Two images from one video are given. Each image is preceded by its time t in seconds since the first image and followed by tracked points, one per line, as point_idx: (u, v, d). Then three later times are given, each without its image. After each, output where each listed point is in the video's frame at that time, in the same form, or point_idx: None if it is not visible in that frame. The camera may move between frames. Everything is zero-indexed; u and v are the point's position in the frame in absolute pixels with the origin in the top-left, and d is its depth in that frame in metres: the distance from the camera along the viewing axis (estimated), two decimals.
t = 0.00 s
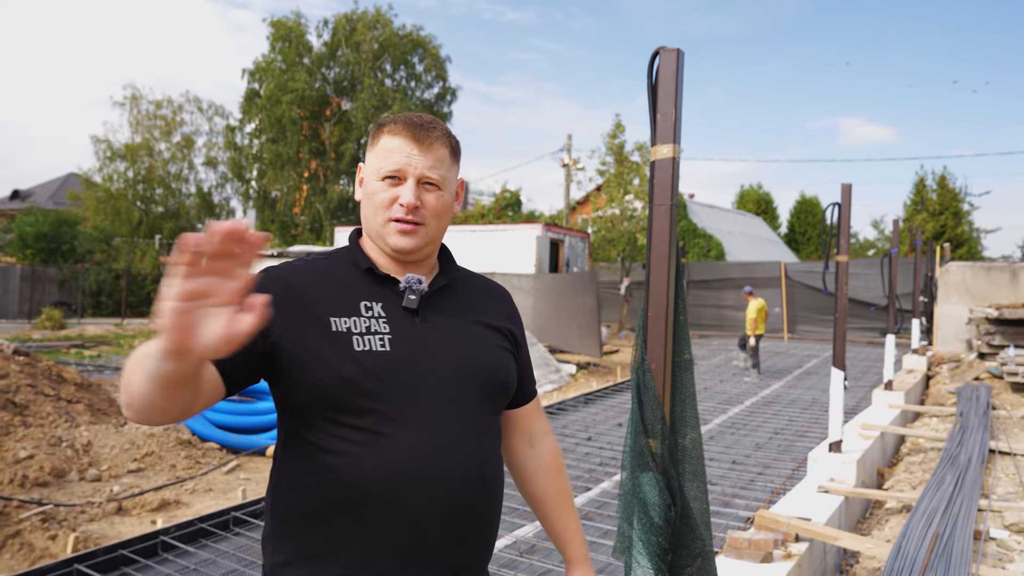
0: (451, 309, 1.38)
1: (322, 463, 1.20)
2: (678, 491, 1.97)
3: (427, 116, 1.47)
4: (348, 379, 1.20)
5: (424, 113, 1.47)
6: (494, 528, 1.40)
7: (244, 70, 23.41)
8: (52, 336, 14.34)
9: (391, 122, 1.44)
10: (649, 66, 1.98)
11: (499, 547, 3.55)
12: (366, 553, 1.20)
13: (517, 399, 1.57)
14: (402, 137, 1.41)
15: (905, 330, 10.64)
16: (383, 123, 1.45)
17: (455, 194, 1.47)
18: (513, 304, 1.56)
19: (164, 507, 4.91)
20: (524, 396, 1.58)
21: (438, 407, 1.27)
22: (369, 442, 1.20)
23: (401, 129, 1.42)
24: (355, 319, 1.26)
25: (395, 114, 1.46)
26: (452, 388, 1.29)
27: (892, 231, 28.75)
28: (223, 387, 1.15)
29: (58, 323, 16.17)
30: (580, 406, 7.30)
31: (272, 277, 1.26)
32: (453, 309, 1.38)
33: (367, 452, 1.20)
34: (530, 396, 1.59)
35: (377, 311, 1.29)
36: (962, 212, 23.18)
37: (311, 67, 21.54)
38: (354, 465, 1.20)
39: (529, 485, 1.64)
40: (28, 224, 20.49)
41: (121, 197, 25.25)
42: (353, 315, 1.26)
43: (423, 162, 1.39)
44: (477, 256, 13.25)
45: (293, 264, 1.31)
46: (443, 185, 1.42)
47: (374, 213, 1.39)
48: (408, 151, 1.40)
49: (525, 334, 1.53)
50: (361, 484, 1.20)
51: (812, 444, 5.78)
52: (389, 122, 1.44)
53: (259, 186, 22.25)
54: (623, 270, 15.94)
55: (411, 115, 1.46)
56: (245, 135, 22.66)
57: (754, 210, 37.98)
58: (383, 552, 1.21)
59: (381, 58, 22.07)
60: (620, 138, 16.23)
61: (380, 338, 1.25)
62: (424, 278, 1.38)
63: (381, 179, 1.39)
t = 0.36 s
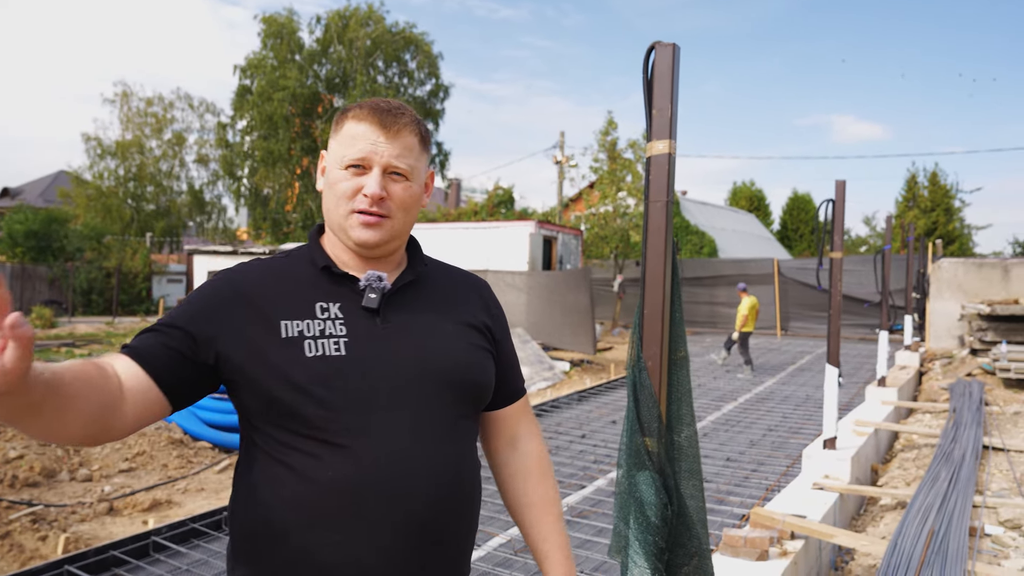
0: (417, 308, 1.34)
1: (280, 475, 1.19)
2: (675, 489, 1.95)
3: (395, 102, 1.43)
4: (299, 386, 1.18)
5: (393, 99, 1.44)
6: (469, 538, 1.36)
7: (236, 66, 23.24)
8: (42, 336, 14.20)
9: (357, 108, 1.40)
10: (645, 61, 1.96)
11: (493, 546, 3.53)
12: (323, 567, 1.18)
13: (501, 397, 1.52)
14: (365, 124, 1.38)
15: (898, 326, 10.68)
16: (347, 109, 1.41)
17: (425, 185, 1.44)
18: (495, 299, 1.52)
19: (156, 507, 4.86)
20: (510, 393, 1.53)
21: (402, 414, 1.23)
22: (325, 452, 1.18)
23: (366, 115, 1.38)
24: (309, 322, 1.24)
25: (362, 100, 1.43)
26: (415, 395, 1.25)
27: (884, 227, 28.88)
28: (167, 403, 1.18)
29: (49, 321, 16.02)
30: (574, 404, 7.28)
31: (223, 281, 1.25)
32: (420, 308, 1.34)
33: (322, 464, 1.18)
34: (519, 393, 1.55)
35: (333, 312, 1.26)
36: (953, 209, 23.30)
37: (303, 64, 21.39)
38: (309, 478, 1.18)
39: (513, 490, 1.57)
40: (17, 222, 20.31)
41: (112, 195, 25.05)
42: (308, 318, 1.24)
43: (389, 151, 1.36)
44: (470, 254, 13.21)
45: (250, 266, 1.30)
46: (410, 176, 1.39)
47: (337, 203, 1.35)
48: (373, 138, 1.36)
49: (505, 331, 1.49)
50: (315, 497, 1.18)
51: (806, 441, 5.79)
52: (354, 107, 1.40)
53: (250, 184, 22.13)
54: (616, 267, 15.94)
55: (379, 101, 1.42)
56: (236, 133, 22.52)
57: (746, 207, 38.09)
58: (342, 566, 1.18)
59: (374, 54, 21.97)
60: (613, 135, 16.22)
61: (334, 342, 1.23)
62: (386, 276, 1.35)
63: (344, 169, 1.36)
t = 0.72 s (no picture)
0: (398, 312, 1.32)
1: (259, 497, 1.15)
2: (675, 493, 1.92)
3: (375, 97, 1.39)
4: (277, 403, 1.15)
5: (371, 93, 1.39)
6: (455, 550, 1.34)
7: (228, 70, 23.17)
8: (36, 342, 14.11)
9: (336, 103, 1.34)
10: (641, 60, 1.93)
11: (492, 550, 3.50)
12: None
13: (483, 404, 1.49)
14: (351, 122, 1.33)
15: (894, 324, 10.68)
16: (325, 104, 1.34)
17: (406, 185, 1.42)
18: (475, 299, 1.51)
19: (151, 514, 4.82)
20: (492, 398, 1.50)
21: (386, 426, 1.21)
22: (307, 472, 1.16)
23: (350, 112, 1.33)
24: (286, 332, 1.20)
25: (339, 93, 1.37)
26: (401, 408, 1.23)
27: (878, 226, 28.97)
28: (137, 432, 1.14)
29: (43, 328, 15.93)
30: (570, 405, 7.26)
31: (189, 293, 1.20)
32: (401, 314, 1.32)
33: (305, 484, 1.15)
34: (499, 396, 1.52)
35: (310, 320, 1.23)
36: (946, 207, 23.37)
37: (296, 67, 21.32)
38: (292, 498, 1.15)
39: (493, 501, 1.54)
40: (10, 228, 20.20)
41: (105, 200, 24.96)
42: (284, 329, 1.20)
43: (380, 151, 1.33)
44: (465, 256, 13.19)
45: (217, 272, 1.25)
46: (398, 175, 1.37)
47: (325, 207, 1.30)
48: (361, 137, 1.32)
49: (487, 334, 1.47)
50: (298, 520, 1.15)
51: (804, 440, 5.77)
52: (334, 103, 1.34)
53: (244, 187, 22.08)
54: (611, 268, 15.94)
55: (359, 95, 1.37)
56: (230, 136, 22.45)
57: (740, 207, 38.16)
58: None
59: (367, 57, 21.93)
60: (607, 135, 16.22)
61: (314, 353, 1.19)
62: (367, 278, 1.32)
63: (330, 170, 1.31)
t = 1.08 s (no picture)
0: (396, 313, 1.31)
1: (279, 512, 1.10)
2: (677, 498, 1.90)
3: (371, 90, 1.36)
4: (303, 412, 1.10)
5: (366, 85, 1.36)
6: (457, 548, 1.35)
7: (228, 69, 23.16)
8: (34, 339, 14.08)
9: (335, 93, 1.31)
10: (646, 59, 1.91)
11: (490, 552, 3.47)
12: None
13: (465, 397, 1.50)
14: (353, 112, 1.29)
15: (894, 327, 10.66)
16: (323, 95, 1.30)
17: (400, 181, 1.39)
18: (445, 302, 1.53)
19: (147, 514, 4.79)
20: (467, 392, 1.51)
21: (402, 431, 1.21)
22: (331, 482, 1.13)
23: (351, 103, 1.30)
24: (300, 336, 1.15)
25: (337, 85, 1.33)
26: (413, 411, 1.23)
27: (877, 229, 29.01)
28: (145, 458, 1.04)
29: (41, 325, 15.90)
30: (570, 407, 7.24)
31: (189, 300, 1.09)
32: (399, 314, 1.32)
33: (331, 493, 1.13)
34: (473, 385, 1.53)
35: (320, 321, 1.19)
36: (946, 210, 23.38)
37: (296, 66, 21.31)
38: (317, 509, 1.12)
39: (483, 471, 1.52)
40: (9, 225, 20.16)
41: (105, 198, 24.92)
42: (298, 332, 1.15)
43: (381, 143, 1.30)
44: (464, 256, 13.15)
45: (212, 270, 1.15)
46: (398, 168, 1.35)
47: (327, 199, 1.25)
48: (364, 127, 1.29)
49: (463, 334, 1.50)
50: (326, 530, 1.12)
51: (803, 444, 5.75)
52: (333, 93, 1.30)
53: (243, 186, 22.07)
54: (611, 269, 15.90)
55: (355, 87, 1.34)
56: (229, 135, 22.43)
57: (740, 208, 38.18)
58: None
59: (367, 57, 21.91)
60: (607, 137, 16.19)
61: (333, 357, 1.16)
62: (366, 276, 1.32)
63: (331, 160, 1.26)
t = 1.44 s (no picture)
0: (380, 310, 1.30)
1: (256, 514, 1.09)
2: (678, 499, 1.89)
3: (326, 76, 1.34)
4: (278, 410, 1.09)
5: (323, 73, 1.35)
6: (447, 547, 1.33)
7: (226, 69, 23.13)
8: (32, 340, 14.04)
9: (287, 84, 1.30)
10: (645, 56, 1.89)
11: (489, 553, 3.46)
12: None
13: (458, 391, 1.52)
14: (302, 103, 1.28)
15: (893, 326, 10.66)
16: (276, 90, 1.31)
17: (373, 169, 1.37)
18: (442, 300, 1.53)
19: (144, 515, 4.76)
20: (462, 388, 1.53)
21: (386, 428, 1.19)
22: (310, 484, 1.11)
23: (299, 91, 1.28)
24: (275, 333, 1.15)
25: (291, 76, 1.33)
26: (399, 412, 1.22)
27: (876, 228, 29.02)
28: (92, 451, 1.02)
29: (38, 325, 15.85)
30: (568, 407, 7.22)
31: (157, 298, 1.09)
32: (383, 311, 1.31)
33: (310, 495, 1.11)
34: (466, 380, 1.53)
35: (297, 319, 1.18)
36: (945, 209, 23.40)
37: (294, 66, 21.33)
38: (297, 510, 1.10)
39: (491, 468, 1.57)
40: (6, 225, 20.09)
41: (103, 198, 24.88)
42: (273, 330, 1.15)
43: (332, 131, 1.27)
44: (463, 256, 13.14)
45: (184, 271, 1.15)
46: (359, 158, 1.31)
47: (281, 194, 1.25)
48: (312, 117, 1.27)
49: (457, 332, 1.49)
50: (306, 532, 1.11)
51: (803, 443, 5.74)
52: (284, 85, 1.30)
53: (241, 186, 22.05)
54: (610, 268, 15.88)
55: (309, 75, 1.32)
56: (228, 135, 22.39)
57: (739, 207, 38.19)
58: None
59: (365, 56, 21.90)
60: (606, 136, 16.17)
61: (310, 355, 1.15)
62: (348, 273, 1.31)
63: (281, 156, 1.26)
